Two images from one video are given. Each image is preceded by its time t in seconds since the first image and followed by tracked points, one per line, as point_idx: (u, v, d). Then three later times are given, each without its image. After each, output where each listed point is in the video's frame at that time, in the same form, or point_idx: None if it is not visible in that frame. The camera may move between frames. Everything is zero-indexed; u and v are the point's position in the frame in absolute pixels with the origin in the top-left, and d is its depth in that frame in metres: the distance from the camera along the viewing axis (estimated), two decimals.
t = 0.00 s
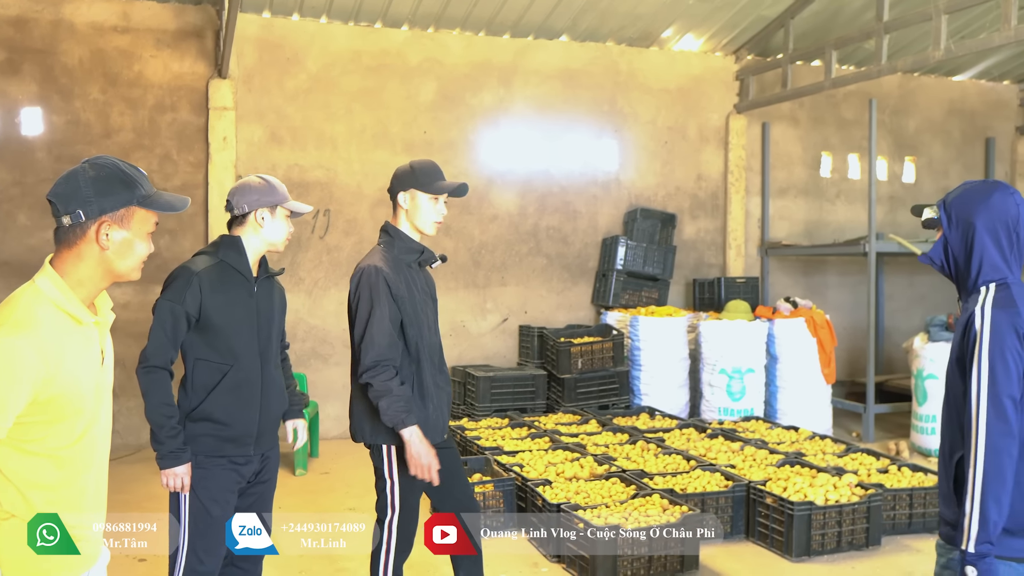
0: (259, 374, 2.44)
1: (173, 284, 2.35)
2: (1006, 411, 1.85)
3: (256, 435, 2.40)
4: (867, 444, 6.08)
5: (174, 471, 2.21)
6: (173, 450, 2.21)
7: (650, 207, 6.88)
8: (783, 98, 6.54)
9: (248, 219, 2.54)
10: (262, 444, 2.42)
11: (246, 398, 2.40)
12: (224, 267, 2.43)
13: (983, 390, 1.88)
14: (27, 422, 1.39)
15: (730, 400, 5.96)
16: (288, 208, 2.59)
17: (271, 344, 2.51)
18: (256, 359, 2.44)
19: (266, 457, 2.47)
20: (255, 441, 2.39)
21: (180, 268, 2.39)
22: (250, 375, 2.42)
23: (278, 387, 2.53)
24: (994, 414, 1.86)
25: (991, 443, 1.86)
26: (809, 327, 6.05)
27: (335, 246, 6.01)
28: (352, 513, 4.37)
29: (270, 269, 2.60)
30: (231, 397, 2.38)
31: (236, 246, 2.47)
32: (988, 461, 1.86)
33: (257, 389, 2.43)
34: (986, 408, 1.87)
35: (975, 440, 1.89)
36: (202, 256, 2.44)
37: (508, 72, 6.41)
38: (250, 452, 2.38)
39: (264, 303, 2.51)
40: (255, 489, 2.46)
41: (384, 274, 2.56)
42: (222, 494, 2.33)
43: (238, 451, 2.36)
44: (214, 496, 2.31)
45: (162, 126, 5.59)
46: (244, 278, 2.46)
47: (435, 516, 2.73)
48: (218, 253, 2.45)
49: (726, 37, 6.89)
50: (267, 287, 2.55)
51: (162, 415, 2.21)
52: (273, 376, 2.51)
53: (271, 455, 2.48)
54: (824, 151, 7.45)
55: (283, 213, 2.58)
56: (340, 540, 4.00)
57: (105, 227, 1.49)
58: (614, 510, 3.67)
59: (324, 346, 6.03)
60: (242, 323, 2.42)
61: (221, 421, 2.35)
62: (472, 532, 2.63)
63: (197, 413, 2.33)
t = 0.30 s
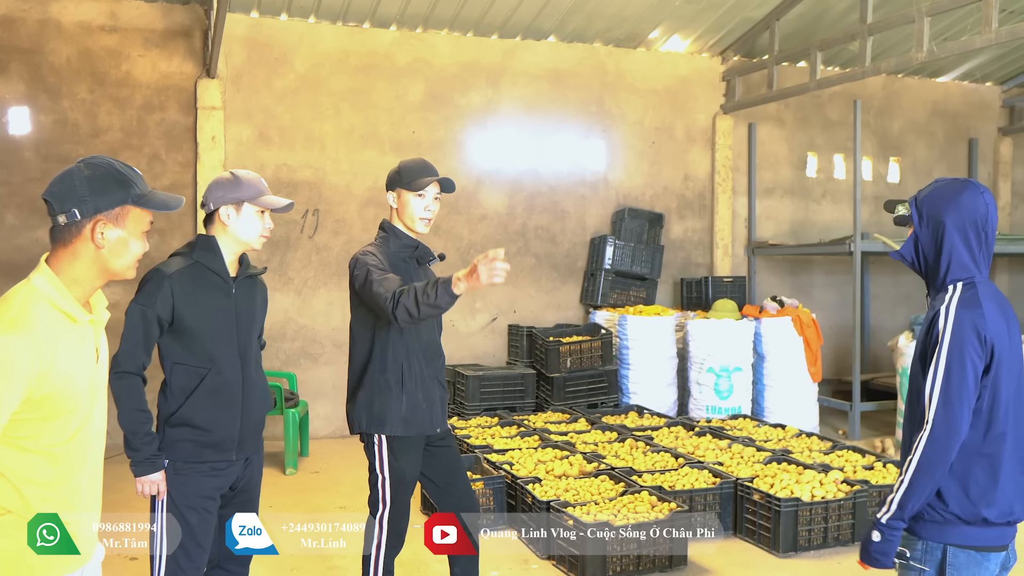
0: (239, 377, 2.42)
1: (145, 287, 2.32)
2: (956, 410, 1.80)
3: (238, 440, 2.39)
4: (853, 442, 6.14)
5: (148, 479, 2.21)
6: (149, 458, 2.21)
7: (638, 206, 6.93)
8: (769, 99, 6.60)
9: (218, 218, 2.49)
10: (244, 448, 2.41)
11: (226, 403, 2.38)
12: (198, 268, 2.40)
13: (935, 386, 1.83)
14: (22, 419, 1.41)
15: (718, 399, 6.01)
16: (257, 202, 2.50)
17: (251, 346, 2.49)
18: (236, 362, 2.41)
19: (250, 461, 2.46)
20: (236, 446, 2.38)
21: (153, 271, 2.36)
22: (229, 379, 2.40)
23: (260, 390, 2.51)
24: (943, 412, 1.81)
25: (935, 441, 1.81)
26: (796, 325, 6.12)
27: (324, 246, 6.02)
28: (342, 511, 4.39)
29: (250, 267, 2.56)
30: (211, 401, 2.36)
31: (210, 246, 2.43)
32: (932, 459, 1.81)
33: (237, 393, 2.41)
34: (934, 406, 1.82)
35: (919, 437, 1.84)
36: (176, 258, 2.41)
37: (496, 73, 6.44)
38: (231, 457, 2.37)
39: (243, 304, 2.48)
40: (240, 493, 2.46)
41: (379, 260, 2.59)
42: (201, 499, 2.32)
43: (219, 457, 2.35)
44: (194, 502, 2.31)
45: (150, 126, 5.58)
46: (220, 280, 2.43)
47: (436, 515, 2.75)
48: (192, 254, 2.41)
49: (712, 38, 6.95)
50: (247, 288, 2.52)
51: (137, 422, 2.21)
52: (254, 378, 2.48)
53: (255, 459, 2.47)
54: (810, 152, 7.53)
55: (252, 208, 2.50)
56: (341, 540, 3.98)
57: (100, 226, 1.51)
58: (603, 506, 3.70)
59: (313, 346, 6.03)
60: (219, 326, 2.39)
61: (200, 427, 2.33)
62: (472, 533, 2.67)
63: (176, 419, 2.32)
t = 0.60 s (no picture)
0: (222, 379, 2.33)
1: (117, 292, 2.23)
2: (955, 413, 1.81)
3: (221, 444, 2.31)
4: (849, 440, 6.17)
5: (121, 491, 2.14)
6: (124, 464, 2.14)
7: (635, 206, 6.95)
8: (765, 99, 6.63)
9: (187, 219, 2.39)
10: (229, 452, 2.33)
11: (208, 406, 2.30)
12: (172, 271, 2.30)
13: (934, 390, 1.83)
14: (23, 416, 1.43)
15: (715, 397, 6.04)
16: (225, 200, 2.37)
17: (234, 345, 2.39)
18: (218, 364, 2.32)
19: (238, 463, 2.38)
20: (219, 450, 2.30)
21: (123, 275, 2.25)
22: (211, 381, 2.31)
23: (244, 392, 2.42)
24: (942, 415, 1.82)
25: (935, 444, 1.82)
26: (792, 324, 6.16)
27: (323, 245, 6.04)
28: (340, 508, 4.41)
29: (229, 265, 2.45)
30: (193, 405, 2.28)
31: (184, 247, 2.33)
32: (927, 460, 1.84)
33: (219, 396, 2.32)
34: (932, 408, 1.83)
35: (914, 438, 1.85)
36: (149, 260, 2.31)
37: (493, 72, 6.47)
38: (215, 461, 2.29)
39: (222, 305, 2.38)
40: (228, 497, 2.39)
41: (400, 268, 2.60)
42: (187, 505, 2.25)
43: (202, 462, 2.27)
44: (178, 507, 2.24)
45: (149, 127, 5.60)
46: (197, 281, 2.33)
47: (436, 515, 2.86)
48: (166, 256, 2.31)
49: (709, 39, 6.98)
50: (226, 286, 2.41)
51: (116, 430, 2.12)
52: (238, 378, 2.39)
53: (242, 463, 2.39)
54: (806, 151, 7.56)
55: (220, 206, 2.38)
56: (341, 540, 3.99)
57: (99, 225, 1.54)
58: (599, 504, 3.73)
59: (312, 345, 6.06)
60: (196, 327, 2.29)
61: (182, 432, 2.25)
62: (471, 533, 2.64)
63: (156, 423, 2.24)
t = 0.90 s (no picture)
0: (211, 378, 2.30)
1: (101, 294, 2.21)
2: (999, 406, 1.83)
3: (214, 442, 2.29)
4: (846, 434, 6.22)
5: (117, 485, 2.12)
6: (116, 466, 2.10)
7: (634, 202, 6.99)
8: (763, 96, 6.67)
9: (170, 219, 2.34)
10: (223, 450, 2.31)
11: (197, 405, 2.28)
12: (156, 270, 2.27)
13: (979, 381, 1.82)
14: (30, 409, 1.47)
15: (713, 392, 6.08)
16: (207, 198, 2.32)
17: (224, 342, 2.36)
18: (207, 362, 2.30)
19: (235, 460, 2.36)
20: (213, 448, 2.29)
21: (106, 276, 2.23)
22: (200, 380, 2.29)
23: (236, 389, 2.39)
24: (992, 407, 1.82)
25: (983, 434, 1.82)
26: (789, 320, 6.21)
27: (323, 242, 6.08)
28: (340, 502, 4.46)
29: (218, 261, 2.42)
30: (181, 404, 2.26)
31: (168, 246, 2.30)
32: (965, 451, 1.84)
33: (209, 395, 2.30)
34: (979, 400, 1.82)
35: (957, 429, 1.83)
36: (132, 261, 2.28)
37: (493, 70, 6.49)
38: (210, 459, 2.28)
39: (210, 301, 2.35)
40: (229, 495, 2.37)
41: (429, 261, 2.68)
42: (184, 503, 2.25)
43: (196, 460, 2.26)
44: (174, 507, 2.24)
45: (151, 123, 5.63)
46: (182, 279, 2.29)
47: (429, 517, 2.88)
48: (150, 255, 2.28)
49: (707, 36, 7.01)
50: (213, 282, 2.38)
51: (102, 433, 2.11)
52: (228, 376, 2.36)
53: (239, 459, 2.37)
54: (804, 148, 7.60)
55: (202, 204, 2.32)
56: (341, 540, 3.91)
57: (106, 222, 1.56)
58: (597, 497, 3.77)
59: (313, 340, 6.10)
60: (181, 326, 2.26)
61: (172, 431, 2.24)
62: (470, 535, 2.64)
63: (146, 423, 2.23)
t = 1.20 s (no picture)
0: (217, 375, 2.32)
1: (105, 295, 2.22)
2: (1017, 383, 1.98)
3: (222, 438, 2.32)
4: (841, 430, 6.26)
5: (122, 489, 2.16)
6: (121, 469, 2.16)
7: (631, 199, 7.03)
8: (760, 94, 6.70)
9: (173, 217, 2.36)
10: (230, 444, 2.35)
11: (205, 402, 2.30)
12: (159, 270, 2.29)
13: (1006, 365, 1.96)
14: (38, 402, 1.49)
15: (709, 387, 6.13)
16: (209, 194, 2.34)
17: (229, 340, 2.37)
18: (213, 359, 2.31)
19: (242, 454, 2.40)
20: (220, 443, 2.32)
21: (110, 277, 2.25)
22: (207, 378, 2.30)
23: (242, 384, 2.41)
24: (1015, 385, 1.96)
25: (1014, 410, 1.95)
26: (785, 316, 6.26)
27: (323, 239, 6.11)
28: (340, 496, 4.49)
29: (221, 257, 2.45)
30: (188, 402, 2.28)
31: (170, 244, 2.32)
32: (992, 433, 1.96)
33: (215, 391, 2.32)
34: (1008, 383, 1.95)
35: (989, 412, 1.95)
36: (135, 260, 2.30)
37: (491, 68, 6.52)
38: (217, 455, 2.31)
39: (214, 298, 2.36)
40: (237, 487, 2.41)
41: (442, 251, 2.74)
42: (192, 498, 2.29)
43: (204, 456, 2.29)
44: (183, 502, 2.27)
45: (151, 121, 5.65)
46: (186, 278, 2.32)
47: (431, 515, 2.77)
48: (153, 255, 2.30)
49: (704, 34, 7.04)
50: (217, 280, 2.39)
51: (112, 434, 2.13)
52: (235, 372, 2.38)
53: (246, 451, 2.41)
54: (801, 145, 7.64)
55: (205, 201, 2.34)
56: (341, 541, 3.83)
57: (116, 219, 1.59)
58: (595, 490, 3.81)
59: (312, 336, 6.13)
60: (186, 325, 2.28)
61: (180, 428, 2.27)
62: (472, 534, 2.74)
63: (155, 420, 2.26)
